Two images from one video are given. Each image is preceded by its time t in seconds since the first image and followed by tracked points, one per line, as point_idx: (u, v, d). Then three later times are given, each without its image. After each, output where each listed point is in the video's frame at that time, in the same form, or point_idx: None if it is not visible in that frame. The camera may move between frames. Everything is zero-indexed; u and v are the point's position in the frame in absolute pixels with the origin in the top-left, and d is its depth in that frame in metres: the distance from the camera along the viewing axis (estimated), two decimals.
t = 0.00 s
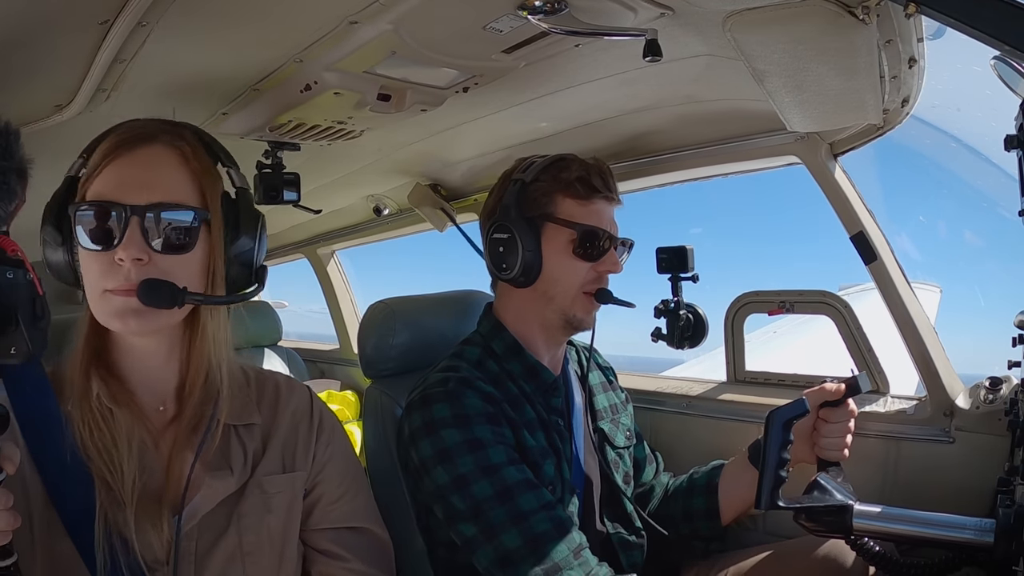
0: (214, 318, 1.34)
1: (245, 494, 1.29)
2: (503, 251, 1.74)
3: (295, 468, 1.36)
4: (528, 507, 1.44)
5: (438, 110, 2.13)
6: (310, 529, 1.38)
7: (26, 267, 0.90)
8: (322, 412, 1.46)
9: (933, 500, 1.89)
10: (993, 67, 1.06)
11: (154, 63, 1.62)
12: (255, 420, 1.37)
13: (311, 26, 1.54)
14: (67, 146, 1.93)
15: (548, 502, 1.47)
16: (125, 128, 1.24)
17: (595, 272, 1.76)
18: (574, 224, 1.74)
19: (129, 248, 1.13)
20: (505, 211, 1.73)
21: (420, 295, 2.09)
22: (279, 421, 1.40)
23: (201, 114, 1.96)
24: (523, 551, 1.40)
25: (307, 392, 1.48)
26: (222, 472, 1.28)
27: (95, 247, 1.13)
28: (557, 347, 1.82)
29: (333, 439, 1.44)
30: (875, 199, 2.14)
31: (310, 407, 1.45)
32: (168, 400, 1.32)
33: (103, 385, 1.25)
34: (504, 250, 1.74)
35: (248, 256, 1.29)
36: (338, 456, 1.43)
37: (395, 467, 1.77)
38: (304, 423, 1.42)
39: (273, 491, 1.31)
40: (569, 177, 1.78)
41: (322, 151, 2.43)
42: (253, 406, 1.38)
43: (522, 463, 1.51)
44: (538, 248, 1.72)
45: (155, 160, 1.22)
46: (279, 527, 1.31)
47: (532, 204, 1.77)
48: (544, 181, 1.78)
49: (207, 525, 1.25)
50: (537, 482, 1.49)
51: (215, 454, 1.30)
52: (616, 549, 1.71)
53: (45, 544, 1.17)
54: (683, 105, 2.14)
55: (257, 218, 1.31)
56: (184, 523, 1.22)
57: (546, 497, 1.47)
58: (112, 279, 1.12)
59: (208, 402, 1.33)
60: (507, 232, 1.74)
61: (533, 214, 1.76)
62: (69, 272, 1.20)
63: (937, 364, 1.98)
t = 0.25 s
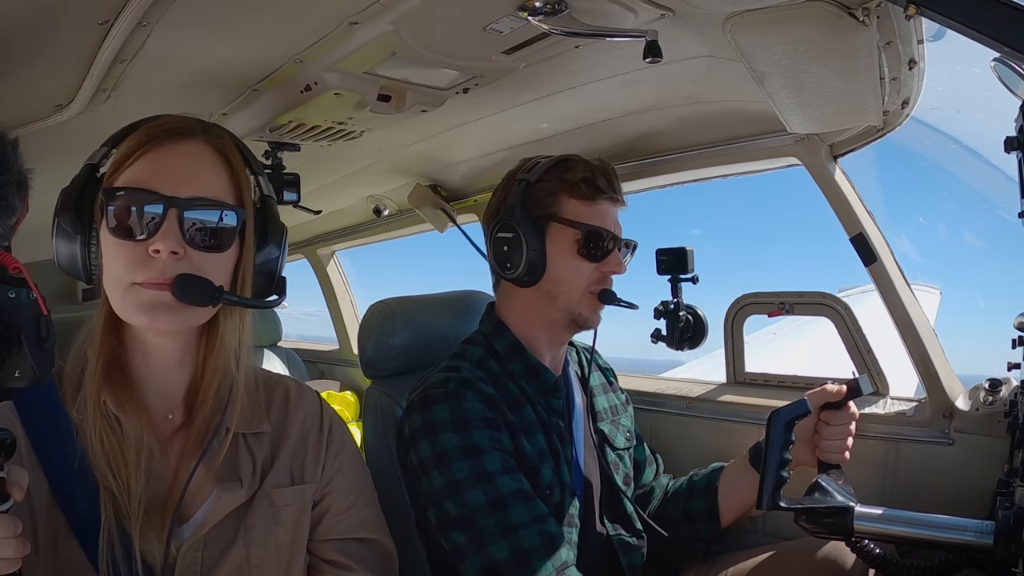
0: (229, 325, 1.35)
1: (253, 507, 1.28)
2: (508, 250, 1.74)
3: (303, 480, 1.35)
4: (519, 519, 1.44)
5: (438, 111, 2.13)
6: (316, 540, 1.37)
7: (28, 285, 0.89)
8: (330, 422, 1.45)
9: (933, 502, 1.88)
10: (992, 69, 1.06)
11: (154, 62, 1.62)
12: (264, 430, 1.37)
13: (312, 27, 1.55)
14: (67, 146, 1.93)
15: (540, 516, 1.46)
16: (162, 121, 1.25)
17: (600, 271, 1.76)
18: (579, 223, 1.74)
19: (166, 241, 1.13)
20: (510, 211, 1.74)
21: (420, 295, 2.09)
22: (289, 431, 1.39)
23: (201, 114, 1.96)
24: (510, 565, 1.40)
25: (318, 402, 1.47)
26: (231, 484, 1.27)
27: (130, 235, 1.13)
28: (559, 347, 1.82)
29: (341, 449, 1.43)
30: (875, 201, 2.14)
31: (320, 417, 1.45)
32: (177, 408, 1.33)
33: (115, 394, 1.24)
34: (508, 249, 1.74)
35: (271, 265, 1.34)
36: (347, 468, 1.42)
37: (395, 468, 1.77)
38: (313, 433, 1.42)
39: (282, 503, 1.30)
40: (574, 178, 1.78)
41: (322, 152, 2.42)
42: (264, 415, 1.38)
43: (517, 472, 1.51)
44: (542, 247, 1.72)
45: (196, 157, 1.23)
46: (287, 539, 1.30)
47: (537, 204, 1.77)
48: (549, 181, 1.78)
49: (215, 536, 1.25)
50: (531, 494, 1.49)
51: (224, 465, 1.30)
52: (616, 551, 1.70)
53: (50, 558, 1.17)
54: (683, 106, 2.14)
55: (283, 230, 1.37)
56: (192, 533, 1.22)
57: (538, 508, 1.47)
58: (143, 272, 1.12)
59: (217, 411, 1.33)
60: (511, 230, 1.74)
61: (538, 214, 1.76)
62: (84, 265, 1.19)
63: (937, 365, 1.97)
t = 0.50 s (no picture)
0: (234, 322, 1.36)
1: (255, 505, 1.28)
2: (506, 246, 1.74)
3: (305, 479, 1.35)
4: (513, 523, 1.44)
5: (439, 111, 2.13)
6: (319, 539, 1.37)
7: (28, 278, 0.86)
8: (332, 420, 1.45)
9: (932, 502, 1.88)
10: (992, 70, 1.06)
11: (155, 62, 1.62)
12: (266, 428, 1.37)
13: (312, 27, 1.55)
14: (67, 146, 1.93)
15: (535, 519, 1.46)
16: (177, 115, 1.25)
17: (598, 267, 1.76)
18: (577, 220, 1.74)
19: (183, 233, 1.13)
20: (507, 207, 1.74)
21: (421, 295, 2.09)
22: (291, 429, 1.39)
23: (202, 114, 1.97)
24: (503, 568, 1.41)
25: (320, 398, 1.48)
26: (234, 482, 1.27)
27: (146, 226, 1.13)
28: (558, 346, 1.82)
29: (343, 447, 1.44)
30: (875, 201, 2.14)
31: (321, 414, 1.45)
32: (178, 406, 1.33)
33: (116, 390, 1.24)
34: (507, 246, 1.74)
35: (276, 262, 1.37)
36: (349, 467, 1.43)
37: (396, 467, 1.77)
38: (315, 431, 1.42)
39: (284, 502, 1.30)
40: (571, 174, 1.78)
41: (323, 151, 2.43)
42: (266, 412, 1.38)
43: (513, 475, 1.50)
44: (540, 243, 1.73)
45: (210, 152, 1.24)
46: (289, 538, 1.30)
47: (534, 200, 1.77)
48: (547, 177, 1.78)
49: (216, 534, 1.24)
50: (527, 497, 1.48)
51: (226, 462, 1.30)
52: (617, 551, 1.70)
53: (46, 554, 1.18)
54: (683, 107, 2.14)
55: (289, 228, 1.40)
56: (193, 530, 1.22)
57: (533, 511, 1.47)
58: (158, 264, 1.12)
59: (219, 408, 1.33)
60: (509, 227, 1.74)
61: (536, 210, 1.76)
62: (87, 258, 1.18)
63: (937, 366, 1.97)
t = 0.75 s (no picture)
0: (238, 319, 1.36)
1: (259, 504, 1.28)
2: (501, 250, 1.76)
3: (308, 478, 1.36)
4: (510, 514, 1.44)
5: (439, 111, 2.14)
6: (321, 538, 1.37)
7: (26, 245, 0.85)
8: (334, 419, 1.45)
9: (932, 503, 1.88)
10: (993, 71, 1.06)
11: (155, 62, 1.62)
12: (269, 426, 1.37)
13: (313, 27, 1.55)
14: (67, 146, 1.93)
15: (532, 510, 1.45)
16: (179, 109, 1.25)
17: (595, 265, 1.76)
18: (571, 218, 1.74)
19: (188, 226, 1.14)
20: (499, 212, 1.76)
21: (422, 296, 2.10)
22: (294, 428, 1.39)
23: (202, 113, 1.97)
24: (502, 556, 1.41)
25: (321, 395, 1.48)
26: (237, 481, 1.27)
27: (149, 219, 1.13)
28: (556, 347, 1.82)
29: (345, 447, 1.44)
30: (875, 202, 2.14)
31: (323, 413, 1.45)
32: (180, 404, 1.33)
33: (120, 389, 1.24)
34: (500, 249, 1.75)
35: (280, 257, 1.38)
36: (352, 466, 1.43)
37: (396, 468, 1.77)
38: (318, 430, 1.42)
39: (287, 501, 1.30)
40: (562, 172, 1.78)
41: (323, 152, 2.43)
42: (268, 411, 1.38)
43: (509, 467, 1.51)
44: (534, 244, 1.73)
45: (213, 146, 1.24)
46: (292, 537, 1.30)
47: (528, 202, 1.77)
48: (539, 178, 1.79)
49: (220, 534, 1.25)
50: (523, 490, 1.48)
51: (229, 461, 1.30)
52: (617, 552, 1.70)
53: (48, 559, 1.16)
54: (683, 108, 2.15)
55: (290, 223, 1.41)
56: (198, 530, 1.22)
57: (530, 503, 1.46)
58: (161, 258, 1.11)
59: (223, 406, 1.33)
60: (502, 231, 1.75)
61: (528, 211, 1.77)
62: (88, 254, 1.18)
63: (937, 367, 1.97)
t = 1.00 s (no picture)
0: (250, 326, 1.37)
1: (266, 508, 1.28)
2: (491, 252, 1.79)
3: (316, 483, 1.36)
4: (511, 511, 1.44)
5: (439, 111, 2.14)
6: (326, 543, 1.38)
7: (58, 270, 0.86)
8: (341, 426, 1.46)
9: (933, 502, 1.88)
10: (993, 70, 1.06)
11: (155, 63, 1.62)
12: (278, 432, 1.37)
13: (312, 27, 1.55)
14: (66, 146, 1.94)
15: (533, 507, 1.46)
16: (199, 120, 1.27)
17: (586, 258, 1.76)
18: (559, 213, 1.75)
19: (210, 236, 1.15)
20: (488, 216, 1.80)
21: (421, 296, 2.10)
22: (302, 434, 1.40)
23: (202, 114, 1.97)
24: (502, 554, 1.40)
25: (328, 403, 1.48)
26: (246, 485, 1.27)
27: (170, 229, 1.14)
28: (556, 347, 1.82)
29: (350, 452, 1.44)
30: (875, 200, 2.14)
31: (331, 420, 1.45)
32: (193, 407, 1.33)
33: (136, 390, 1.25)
34: (492, 251, 1.78)
35: (294, 267, 1.40)
36: (359, 472, 1.43)
37: (396, 470, 1.77)
38: (325, 436, 1.43)
39: (294, 506, 1.31)
40: (545, 170, 1.81)
41: (323, 152, 2.43)
42: (278, 417, 1.39)
43: (509, 466, 1.51)
44: (522, 242, 1.74)
45: (233, 158, 1.26)
46: (298, 542, 1.30)
47: (516, 202, 1.80)
48: (526, 179, 1.81)
49: (228, 537, 1.25)
50: (523, 487, 1.48)
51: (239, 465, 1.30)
52: (616, 552, 1.70)
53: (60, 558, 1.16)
54: (683, 106, 2.15)
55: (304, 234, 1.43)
56: (207, 532, 1.22)
57: (530, 501, 1.46)
58: (183, 266, 1.13)
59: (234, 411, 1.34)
60: (492, 234, 1.78)
61: (517, 211, 1.78)
62: (108, 261, 1.18)
63: (937, 365, 1.97)
